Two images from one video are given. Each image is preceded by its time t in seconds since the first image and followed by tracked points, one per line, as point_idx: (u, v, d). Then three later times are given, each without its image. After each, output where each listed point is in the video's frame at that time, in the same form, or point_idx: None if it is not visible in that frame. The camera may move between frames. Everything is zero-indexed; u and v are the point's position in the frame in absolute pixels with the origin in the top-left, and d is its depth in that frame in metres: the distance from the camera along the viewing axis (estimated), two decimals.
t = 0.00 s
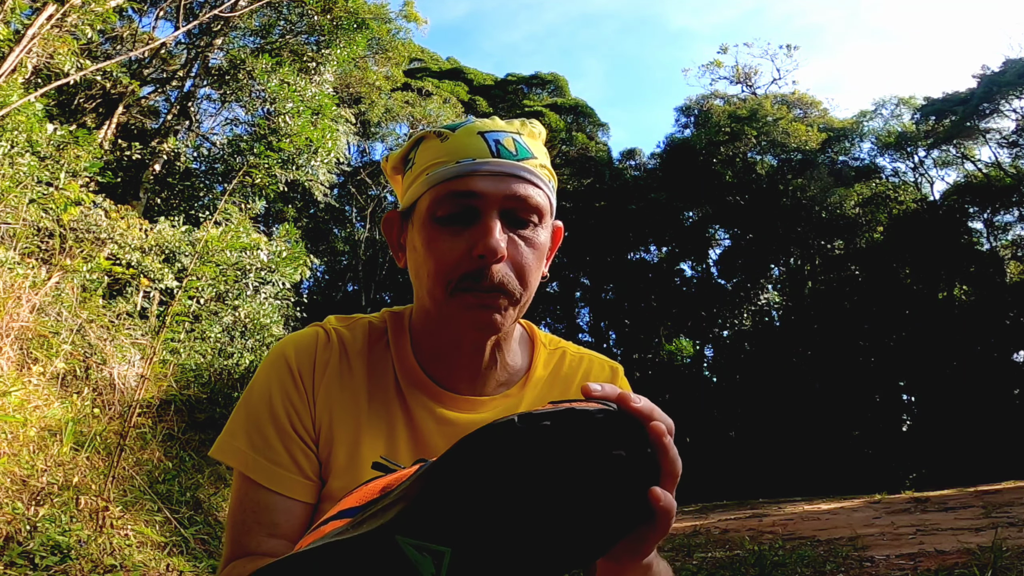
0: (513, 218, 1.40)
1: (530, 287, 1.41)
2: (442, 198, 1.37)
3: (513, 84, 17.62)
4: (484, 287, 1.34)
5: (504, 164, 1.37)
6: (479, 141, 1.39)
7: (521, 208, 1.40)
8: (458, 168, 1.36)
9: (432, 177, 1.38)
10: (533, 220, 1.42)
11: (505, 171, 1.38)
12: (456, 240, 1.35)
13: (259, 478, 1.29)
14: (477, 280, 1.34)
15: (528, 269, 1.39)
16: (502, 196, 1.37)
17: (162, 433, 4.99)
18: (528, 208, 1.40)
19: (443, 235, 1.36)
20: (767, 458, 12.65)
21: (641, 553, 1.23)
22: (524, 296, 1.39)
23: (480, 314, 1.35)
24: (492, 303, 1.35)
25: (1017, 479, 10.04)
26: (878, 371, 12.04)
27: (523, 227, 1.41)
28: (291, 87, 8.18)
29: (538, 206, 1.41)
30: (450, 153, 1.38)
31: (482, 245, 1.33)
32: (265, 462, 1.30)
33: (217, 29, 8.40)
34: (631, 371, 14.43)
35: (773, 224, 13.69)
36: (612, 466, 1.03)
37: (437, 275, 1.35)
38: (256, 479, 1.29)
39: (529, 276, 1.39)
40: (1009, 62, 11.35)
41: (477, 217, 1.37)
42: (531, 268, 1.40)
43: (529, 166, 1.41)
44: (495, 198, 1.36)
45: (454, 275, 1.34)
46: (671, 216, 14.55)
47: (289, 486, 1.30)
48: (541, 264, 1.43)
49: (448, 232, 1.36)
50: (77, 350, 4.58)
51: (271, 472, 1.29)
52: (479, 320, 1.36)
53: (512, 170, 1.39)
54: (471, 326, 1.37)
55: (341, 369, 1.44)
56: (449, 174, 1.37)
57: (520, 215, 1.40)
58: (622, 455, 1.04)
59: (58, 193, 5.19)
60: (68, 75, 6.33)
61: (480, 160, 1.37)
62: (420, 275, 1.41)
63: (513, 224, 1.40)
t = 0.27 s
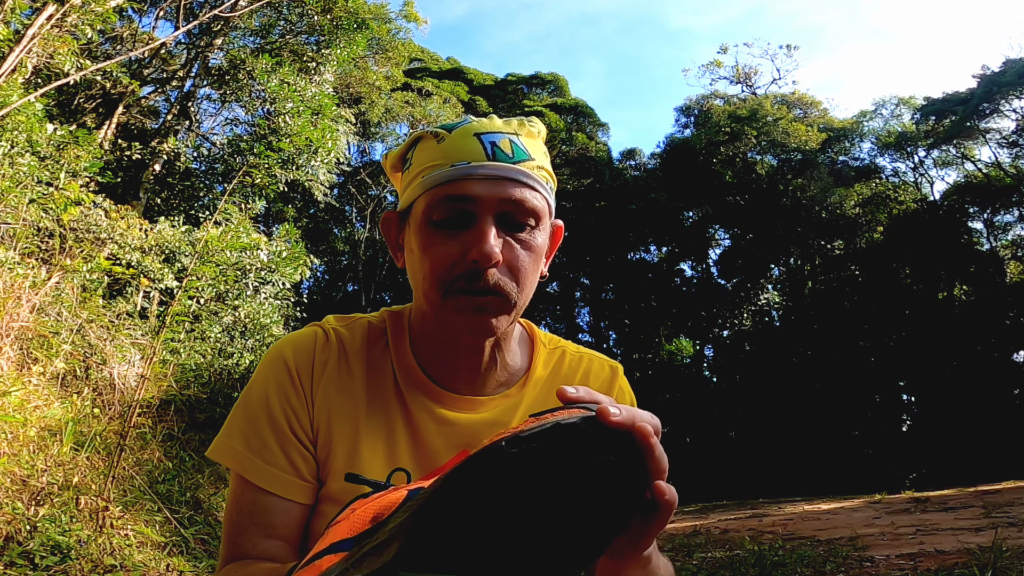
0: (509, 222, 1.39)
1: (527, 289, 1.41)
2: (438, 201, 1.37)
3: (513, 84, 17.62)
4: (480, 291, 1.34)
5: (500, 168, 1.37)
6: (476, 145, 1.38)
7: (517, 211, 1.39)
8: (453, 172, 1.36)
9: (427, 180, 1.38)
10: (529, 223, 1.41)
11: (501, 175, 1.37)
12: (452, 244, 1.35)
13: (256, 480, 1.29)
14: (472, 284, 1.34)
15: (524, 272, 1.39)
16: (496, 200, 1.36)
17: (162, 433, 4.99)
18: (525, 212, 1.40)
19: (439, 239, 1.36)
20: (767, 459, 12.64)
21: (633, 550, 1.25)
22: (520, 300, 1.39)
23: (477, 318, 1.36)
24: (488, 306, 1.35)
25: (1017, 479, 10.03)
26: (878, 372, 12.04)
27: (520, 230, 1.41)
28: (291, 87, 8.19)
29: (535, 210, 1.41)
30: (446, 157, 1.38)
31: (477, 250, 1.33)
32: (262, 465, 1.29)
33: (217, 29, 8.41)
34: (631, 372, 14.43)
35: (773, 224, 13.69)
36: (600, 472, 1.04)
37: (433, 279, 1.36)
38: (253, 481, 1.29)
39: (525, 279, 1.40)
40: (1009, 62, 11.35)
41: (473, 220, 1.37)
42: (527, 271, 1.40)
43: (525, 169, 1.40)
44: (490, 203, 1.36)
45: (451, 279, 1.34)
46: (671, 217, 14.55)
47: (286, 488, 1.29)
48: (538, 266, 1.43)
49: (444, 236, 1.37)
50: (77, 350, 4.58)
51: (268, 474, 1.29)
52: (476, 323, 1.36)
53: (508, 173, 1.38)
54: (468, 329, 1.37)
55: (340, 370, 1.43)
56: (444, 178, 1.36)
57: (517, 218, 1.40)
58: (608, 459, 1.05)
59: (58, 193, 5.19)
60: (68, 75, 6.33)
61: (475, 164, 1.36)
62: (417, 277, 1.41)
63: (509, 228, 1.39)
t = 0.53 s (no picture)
0: (508, 223, 1.39)
1: (526, 290, 1.41)
2: (436, 203, 1.37)
3: (513, 84, 17.61)
4: (479, 293, 1.34)
5: (498, 169, 1.36)
6: (473, 147, 1.37)
7: (516, 212, 1.39)
8: (451, 173, 1.35)
9: (425, 181, 1.38)
10: (528, 224, 1.41)
11: (499, 176, 1.36)
12: (451, 247, 1.35)
13: (253, 482, 1.29)
14: (471, 287, 1.34)
15: (524, 274, 1.39)
16: (494, 202, 1.36)
17: (162, 433, 4.99)
18: (523, 213, 1.40)
19: (439, 241, 1.36)
20: (767, 459, 12.64)
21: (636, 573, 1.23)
22: (519, 301, 1.40)
23: (476, 320, 1.36)
24: (487, 308, 1.36)
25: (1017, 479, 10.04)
26: (878, 372, 12.04)
27: (519, 231, 1.41)
28: (291, 87, 8.19)
29: (533, 210, 1.41)
30: (443, 158, 1.37)
31: (476, 252, 1.33)
32: (259, 467, 1.30)
33: (217, 29, 8.41)
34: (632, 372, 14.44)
35: (773, 224, 13.69)
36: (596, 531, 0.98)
37: (433, 281, 1.36)
38: (250, 482, 1.29)
39: (525, 280, 1.40)
40: (1009, 62, 11.36)
41: (471, 222, 1.37)
42: (527, 272, 1.40)
43: (523, 169, 1.40)
44: (488, 204, 1.36)
45: (451, 280, 1.35)
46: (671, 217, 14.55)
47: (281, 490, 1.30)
48: (537, 267, 1.44)
49: (443, 239, 1.37)
50: (77, 350, 4.58)
51: (265, 477, 1.29)
52: (476, 325, 1.36)
53: (507, 174, 1.37)
54: (467, 331, 1.37)
55: (339, 370, 1.44)
56: (441, 180, 1.36)
57: (516, 220, 1.40)
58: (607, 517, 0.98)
59: (58, 193, 5.18)
60: (68, 75, 6.33)
61: (473, 165, 1.35)
62: (417, 279, 1.42)
63: (507, 229, 1.39)
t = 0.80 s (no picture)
0: (506, 219, 1.40)
1: (526, 286, 1.41)
2: (434, 201, 1.37)
3: (513, 84, 17.61)
4: (479, 290, 1.34)
5: (495, 164, 1.37)
6: (470, 144, 1.38)
7: (514, 207, 1.39)
8: (448, 171, 1.36)
9: (423, 179, 1.38)
10: (526, 219, 1.42)
11: (496, 171, 1.37)
12: (450, 243, 1.35)
13: (247, 482, 1.29)
14: (472, 283, 1.34)
15: (523, 269, 1.40)
16: (493, 197, 1.37)
17: (162, 433, 5.00)
18: (520, 207, 1.40)
19: (438, 238, 1.36)
20: (767, 459, 12.63)
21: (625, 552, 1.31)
22: (519, 296, 1.40)
23: (477, 317, 1.36)
24: (487, 305, 1.36)
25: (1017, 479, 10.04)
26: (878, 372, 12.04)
27: (517, 226, 1.41)
28: (291, 87, 8.20)
29: (530, 205, 1.41)
30: (440, 156, 1.38)
31: (476, 247, 1.33)
32: (253, 467, 1.29)
33: (217, 29, 8.42)
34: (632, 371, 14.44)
35: (773, 224, 13.69)
36: (600, 544, 0.94)
37: (433, 279, 1.36)
38: (245, 483, 1.29)
39: (524, 275, 1.40)
40: (1009, 62, 11.36)
41: (470, 218, 1.37)
42: (525, 267, 1.41)
43: (519, 165, 1.40)
44: (486, 199, 1.36)
45: (450, 277, 1.34)
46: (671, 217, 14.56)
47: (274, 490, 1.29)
48: (535, 262, 1.44)
49: (442, 236, 1.37)
50: (77, 350, 4.59)
51: (260, 477, 1.29)
52: (476, 322, 1.36)
53: (504, 169, 1.38)
54: (467, 329, 1.37)
55: (337, 370, 1.43)
56: (439, 177, 1.36)
57: (514, 215, 1.40)
58: (612, 529, 0.95)
59: (58, 193, 5.18)
60: (68, 75, 6.33)
61: (469, 161, 1.36)
62: (416, 278, 1.42)
63: (506, 224, 1.40)
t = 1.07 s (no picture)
0: (499, 222, 1.39)
1: (522, 289, 1.41)
2: (426, 207, 1.37)
3: (513, 84, 17.61)
4: (474, 296, 1.34)
5: (486, 168, 1.36)
6: (460, 147, 1.38)
7: (507, 210, 1.39)
8: (439, 176, 1.35)
9: (413, 186, 1.38)
10: (519, 222, 1.42)
11: (488, 175, 1.36)
12: (444, 250, 1.35)
13: (242, 486, 1.30)
14: (468, 290, 1.35)
15: (518, 272, 1.39)
16: (486, 202, 1.36)
17: (162, 433, 5.00)
18: (513, 210, 1.40)
19: (431, 245, 1.36)
20: (767, 459, 12.63)
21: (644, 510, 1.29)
22: (515, 299, 1.40)
23: (473, 323, 1.36)
24: (483, 311, 1.36)
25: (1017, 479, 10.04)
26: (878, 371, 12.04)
27: (511, 228, 1.41)
28: (291, 87, 8.21)
29: (524, 208, 1.41)
30: (430, 161, 1.37)
31: (470, 254, 1.33)
32: (247, 472, 1.30)
33: (217, 29, 8.42)
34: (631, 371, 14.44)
35: (773, 224, 13.69)
36: (601, 530, 0.91)
37: (427, 286, 1.36)
38: (238, 487, 1.30)
39: (520, 278, 1.40)
40: (1009, 63, 11.37)
41: (463, 223, 1.37)
42: (519, 271, 1.41)
43: (511, 168, 1.40)
44: (479, 205, 1.36)
45: (446, 285, 1.35)
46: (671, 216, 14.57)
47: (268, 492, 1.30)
48: (531, 263, 1.44)
49: (435, 242, 1.37)
50: (77, 350, 4.58)
51: (253, 480, 1.30)
52: (472, 328, 1.36)
53: (495, 173, 1.37)
54: (462, 336, 1.37)
55: (330, 374, 1.44)
56: (430, 183, 1.36)
57: (508, 217, 1.40)
58: (609, 518, 0.91)
59: (58, 193, 5.18)
60: (68, 75, 6.33)
61: (460, 167, 1.36)
62: (409, 284, 1.42)
63: (500, 227, 1.40)
